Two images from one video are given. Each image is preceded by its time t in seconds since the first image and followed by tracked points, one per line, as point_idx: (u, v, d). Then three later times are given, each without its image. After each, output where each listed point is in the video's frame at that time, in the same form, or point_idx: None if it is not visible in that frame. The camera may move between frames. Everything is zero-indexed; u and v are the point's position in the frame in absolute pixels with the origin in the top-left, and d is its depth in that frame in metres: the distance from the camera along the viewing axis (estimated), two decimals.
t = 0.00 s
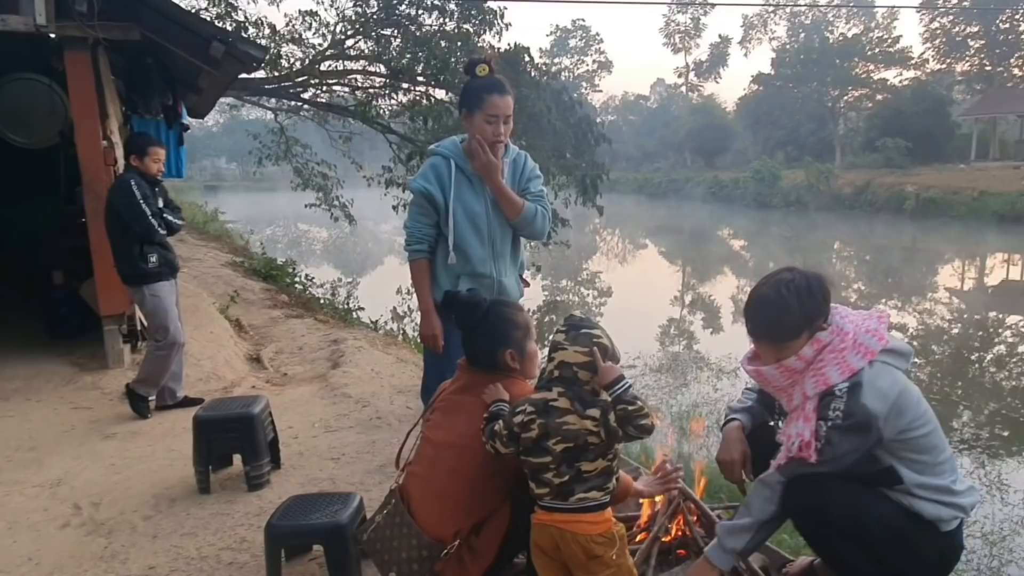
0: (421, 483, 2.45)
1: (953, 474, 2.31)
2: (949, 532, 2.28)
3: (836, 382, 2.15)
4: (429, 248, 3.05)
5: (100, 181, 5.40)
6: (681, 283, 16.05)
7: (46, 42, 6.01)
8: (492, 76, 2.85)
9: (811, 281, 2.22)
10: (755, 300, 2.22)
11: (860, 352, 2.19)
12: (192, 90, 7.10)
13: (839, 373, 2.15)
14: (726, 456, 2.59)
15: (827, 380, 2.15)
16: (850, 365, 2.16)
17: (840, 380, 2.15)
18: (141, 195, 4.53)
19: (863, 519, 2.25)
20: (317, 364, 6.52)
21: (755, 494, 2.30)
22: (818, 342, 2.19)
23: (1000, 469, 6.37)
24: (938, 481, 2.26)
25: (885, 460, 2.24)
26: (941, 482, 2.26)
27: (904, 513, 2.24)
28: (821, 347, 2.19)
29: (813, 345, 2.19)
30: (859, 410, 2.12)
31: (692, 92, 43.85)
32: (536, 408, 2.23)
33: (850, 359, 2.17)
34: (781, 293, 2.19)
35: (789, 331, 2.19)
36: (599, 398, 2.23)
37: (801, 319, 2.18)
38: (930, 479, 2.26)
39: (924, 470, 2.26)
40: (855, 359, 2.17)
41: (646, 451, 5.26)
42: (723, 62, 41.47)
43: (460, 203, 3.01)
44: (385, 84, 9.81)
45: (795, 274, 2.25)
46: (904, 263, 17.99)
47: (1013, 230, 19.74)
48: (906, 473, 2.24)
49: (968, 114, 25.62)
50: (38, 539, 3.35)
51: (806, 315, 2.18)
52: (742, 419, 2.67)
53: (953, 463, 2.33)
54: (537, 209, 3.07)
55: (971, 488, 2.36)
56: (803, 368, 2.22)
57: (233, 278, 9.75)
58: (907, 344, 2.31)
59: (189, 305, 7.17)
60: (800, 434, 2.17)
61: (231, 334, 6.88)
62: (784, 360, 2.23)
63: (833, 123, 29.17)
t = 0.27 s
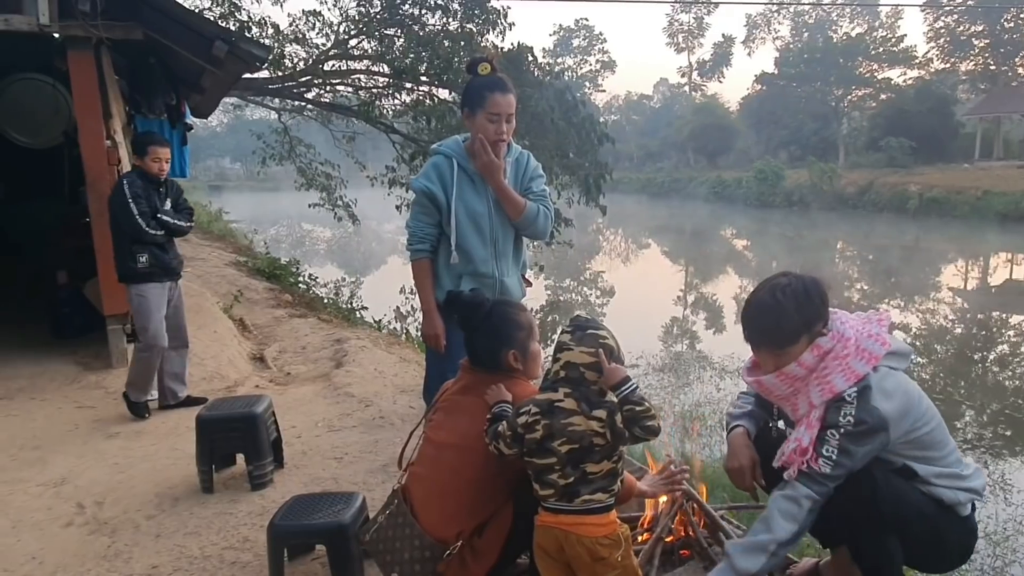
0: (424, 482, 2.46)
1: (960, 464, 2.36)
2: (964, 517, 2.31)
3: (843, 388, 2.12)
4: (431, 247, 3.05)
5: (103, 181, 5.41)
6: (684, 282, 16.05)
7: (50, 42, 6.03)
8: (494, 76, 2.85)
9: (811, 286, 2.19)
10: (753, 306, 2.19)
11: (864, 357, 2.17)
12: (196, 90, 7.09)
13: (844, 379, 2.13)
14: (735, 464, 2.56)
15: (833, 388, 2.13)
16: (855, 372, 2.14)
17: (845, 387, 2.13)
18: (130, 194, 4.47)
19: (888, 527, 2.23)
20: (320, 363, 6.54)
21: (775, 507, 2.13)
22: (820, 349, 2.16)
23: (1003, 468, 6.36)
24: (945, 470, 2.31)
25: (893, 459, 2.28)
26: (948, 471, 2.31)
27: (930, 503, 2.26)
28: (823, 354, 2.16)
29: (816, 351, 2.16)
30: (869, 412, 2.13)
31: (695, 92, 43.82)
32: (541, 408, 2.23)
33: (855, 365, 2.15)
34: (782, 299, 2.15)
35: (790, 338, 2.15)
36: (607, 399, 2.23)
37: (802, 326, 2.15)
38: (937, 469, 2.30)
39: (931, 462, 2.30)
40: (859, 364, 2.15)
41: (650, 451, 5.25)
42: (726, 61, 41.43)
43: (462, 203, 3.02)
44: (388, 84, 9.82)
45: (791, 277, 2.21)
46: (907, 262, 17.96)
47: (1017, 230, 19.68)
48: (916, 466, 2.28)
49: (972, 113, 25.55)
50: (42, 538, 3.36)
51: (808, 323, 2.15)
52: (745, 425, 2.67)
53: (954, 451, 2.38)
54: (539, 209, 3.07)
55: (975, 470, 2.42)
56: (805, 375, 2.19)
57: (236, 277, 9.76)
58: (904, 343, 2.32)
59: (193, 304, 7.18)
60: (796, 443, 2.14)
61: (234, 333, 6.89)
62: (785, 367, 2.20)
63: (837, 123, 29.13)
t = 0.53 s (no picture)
0: (425, 483, 2.45)
1: (960, 467, 2.33)
2: (962, 520, 2.30)
3: (854, 407, 2.05)
4: (434, 247, 3.05)
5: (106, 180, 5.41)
6: (687, 282, 16.04)
7: (55, 42, 6.04)
8: (497, 75, 2.85)
9: (815, 301, 2.10)
10: (758, 323, 2.10)
11: (874, 373, 2.09)
12: (199, 90, 7.10)
13: (856, 398, 2.06)
14: (736, 477, 2.59)
15: (844, 408, 2.06)
16: (866, 389, 2.07)
17: (857, 406, 2.06)
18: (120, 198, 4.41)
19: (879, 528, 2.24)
20: (324, 362, 6.54)
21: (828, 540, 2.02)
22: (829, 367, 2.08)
23: (1008, 468, 6.35)
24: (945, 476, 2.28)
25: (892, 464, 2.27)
26: (948, 477, 2.29)
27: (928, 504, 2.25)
28: (833, 372, 2.08)
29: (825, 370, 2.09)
30: (883, 426, 2.05)
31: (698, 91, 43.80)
32: (545, 410, 2.22)
33: (865, 382, 2.07)
34: (788, 317, 2.07)
35: (798, 358, 2.07)
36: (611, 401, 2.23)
37: (810, 344, 2.06)
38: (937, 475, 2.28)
39: (932, 468, 2.27)
40: (870, 381, 2.08)
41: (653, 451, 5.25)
42: (729, 61, 41.41)
43: (464, 202, 3.01)
44: (391, 84, 9.82)
45: (797, 292, 2.13)
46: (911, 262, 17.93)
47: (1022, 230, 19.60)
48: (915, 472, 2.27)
49: (976, 112, 25.47)
50: (46, 537, 3.37)
51: (815, 341, 2.06)
52: (746, 433, 2.64)
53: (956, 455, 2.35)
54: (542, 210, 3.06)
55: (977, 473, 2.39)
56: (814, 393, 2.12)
57: (240, 276, 9.77)
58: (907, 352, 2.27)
59: (197, 303, 7.19)
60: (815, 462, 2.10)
61: (238, 332, 6.90)
62: (795, 386, 2.14)
63: (840, 122, 29.10)
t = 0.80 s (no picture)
0: (429, 486, 2.44)
1: (961, 479, 2.31)
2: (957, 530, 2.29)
3: (868, 433, 2.05)
4: (437, 247, 3.05)
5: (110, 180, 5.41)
6: (690, 281, 16.04)
7: (59, 41, 6.04)
8: (501, 75, 2.84)
9: (831, 322, 2.06)
10: (771, 345, 2.05)
11: (887, 397, 2.08)
12: (203, 90, 7.11)
13: (869, 423, 2.05)
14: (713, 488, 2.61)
15: (857, 432, 2.05)
16: (879, 414, 2.06)
17: (870, 431, 2.05)
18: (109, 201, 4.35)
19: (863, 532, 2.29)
20: (328, 361, 6.54)
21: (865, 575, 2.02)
22: (843, 391, 2.06)
23: (1013, 468, 6.33)
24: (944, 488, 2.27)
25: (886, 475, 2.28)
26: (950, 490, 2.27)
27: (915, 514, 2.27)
28: (847, 395, 2.06)
29: (839, 394, 2.06)
30: (899, 454, 2.05)
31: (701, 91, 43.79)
32: (548, 412, 2.22)
33: (879, 407, 2.06)
34: (803, 339, 2.02)
35: (813, 382, 2.03)
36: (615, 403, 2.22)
37: (826, 368, 2.03)
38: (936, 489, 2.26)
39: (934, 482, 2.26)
40: (883, 406, 2.07)
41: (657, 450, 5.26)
42: (732, 61, 41.41)
43: (468, 202, 3.01)
44: (395, 83, 9.82)
45: (811, 311, 2.07)
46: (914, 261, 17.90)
47: None
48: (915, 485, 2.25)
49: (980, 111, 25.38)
50: (49, 536, 3.37)
51: (830, 364, 2.03)
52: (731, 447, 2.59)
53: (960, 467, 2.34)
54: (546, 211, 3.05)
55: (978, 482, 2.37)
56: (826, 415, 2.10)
57: (244, 275, 9.78)
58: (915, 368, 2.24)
59: (200, 302, 7.19)
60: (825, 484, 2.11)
61: (242, 331, 6.90)
62: (807, 409, 2.09)
63: (843, 121, 29.08)
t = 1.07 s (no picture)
0: (433, 487, 2.45)
1: (961, 492, 2.30)
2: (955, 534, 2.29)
3: (864, 458, 2.04)
4: (440, 247, 3.06)
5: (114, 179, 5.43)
6: (694, 280, 16.03)
7: (64, 41, 6.06)
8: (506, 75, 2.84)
9: (843, 346, 2.05)
10: (777, 363, 2.05)
11: (891, 425, 2.07)
12: (207, 91, 7.12)
13: (868, 450, 2.04)
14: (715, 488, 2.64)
15: (855, 456, 2.05)
16: (880, 441, 2.05)
17: (868, 457, 2.04)
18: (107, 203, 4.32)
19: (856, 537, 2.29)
20: (331, 360, 6.55)
21: None
22: (847, 415, 2.06)
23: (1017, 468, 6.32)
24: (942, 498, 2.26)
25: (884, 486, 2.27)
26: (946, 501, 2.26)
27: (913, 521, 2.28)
28: (850, 419, 2.06)
29: (843, 418, 2.06)
30: (893, 480, 2.04)
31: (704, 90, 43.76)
32: (554, 415, 2.22)
33: (881, 434, 2.05)
34: (812, 361, 2.01)
35: (817, 404, 2.03)
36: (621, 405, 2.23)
37: (831, 392, 2.02)
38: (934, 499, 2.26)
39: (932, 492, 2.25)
40: (886, 434, 2.06)
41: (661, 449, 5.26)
42: (736, 60, 41.37)
43: (472, 202, 3.01)
44: (398, 83, 9.82)
45: (825, 334, 2.06)
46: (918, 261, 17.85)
47: None
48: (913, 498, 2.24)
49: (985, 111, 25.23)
50: (53, 535, 3.38)
51: (837, 387, 2.02)
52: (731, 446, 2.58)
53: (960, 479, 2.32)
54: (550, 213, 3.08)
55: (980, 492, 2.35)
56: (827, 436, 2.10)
57: (248, 274, 9.80)
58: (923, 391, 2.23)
59: (204, 301, 7.21)
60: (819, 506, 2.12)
61: (246, 330, 6.92)
62: (806, 429, 2.10)
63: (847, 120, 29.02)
